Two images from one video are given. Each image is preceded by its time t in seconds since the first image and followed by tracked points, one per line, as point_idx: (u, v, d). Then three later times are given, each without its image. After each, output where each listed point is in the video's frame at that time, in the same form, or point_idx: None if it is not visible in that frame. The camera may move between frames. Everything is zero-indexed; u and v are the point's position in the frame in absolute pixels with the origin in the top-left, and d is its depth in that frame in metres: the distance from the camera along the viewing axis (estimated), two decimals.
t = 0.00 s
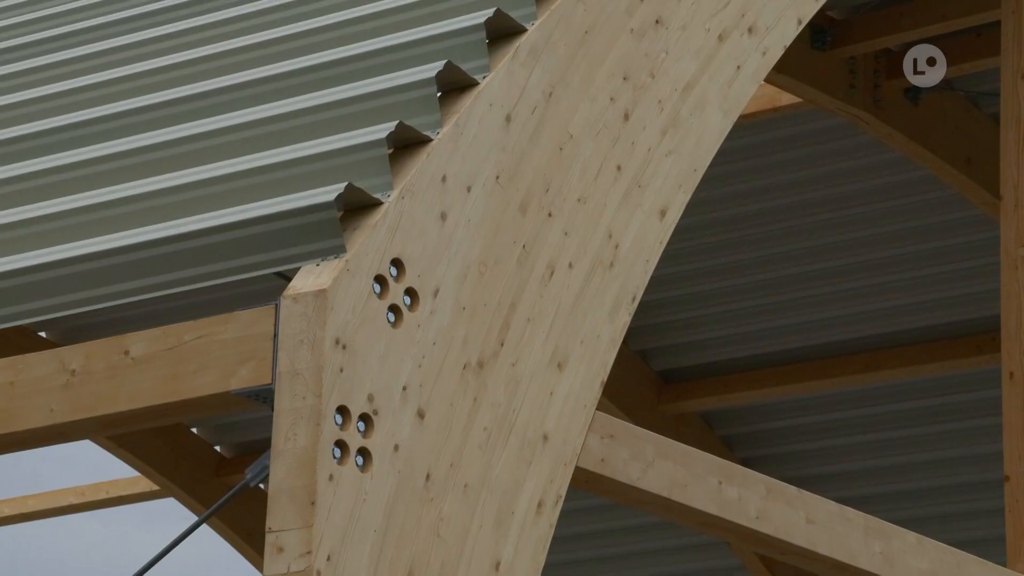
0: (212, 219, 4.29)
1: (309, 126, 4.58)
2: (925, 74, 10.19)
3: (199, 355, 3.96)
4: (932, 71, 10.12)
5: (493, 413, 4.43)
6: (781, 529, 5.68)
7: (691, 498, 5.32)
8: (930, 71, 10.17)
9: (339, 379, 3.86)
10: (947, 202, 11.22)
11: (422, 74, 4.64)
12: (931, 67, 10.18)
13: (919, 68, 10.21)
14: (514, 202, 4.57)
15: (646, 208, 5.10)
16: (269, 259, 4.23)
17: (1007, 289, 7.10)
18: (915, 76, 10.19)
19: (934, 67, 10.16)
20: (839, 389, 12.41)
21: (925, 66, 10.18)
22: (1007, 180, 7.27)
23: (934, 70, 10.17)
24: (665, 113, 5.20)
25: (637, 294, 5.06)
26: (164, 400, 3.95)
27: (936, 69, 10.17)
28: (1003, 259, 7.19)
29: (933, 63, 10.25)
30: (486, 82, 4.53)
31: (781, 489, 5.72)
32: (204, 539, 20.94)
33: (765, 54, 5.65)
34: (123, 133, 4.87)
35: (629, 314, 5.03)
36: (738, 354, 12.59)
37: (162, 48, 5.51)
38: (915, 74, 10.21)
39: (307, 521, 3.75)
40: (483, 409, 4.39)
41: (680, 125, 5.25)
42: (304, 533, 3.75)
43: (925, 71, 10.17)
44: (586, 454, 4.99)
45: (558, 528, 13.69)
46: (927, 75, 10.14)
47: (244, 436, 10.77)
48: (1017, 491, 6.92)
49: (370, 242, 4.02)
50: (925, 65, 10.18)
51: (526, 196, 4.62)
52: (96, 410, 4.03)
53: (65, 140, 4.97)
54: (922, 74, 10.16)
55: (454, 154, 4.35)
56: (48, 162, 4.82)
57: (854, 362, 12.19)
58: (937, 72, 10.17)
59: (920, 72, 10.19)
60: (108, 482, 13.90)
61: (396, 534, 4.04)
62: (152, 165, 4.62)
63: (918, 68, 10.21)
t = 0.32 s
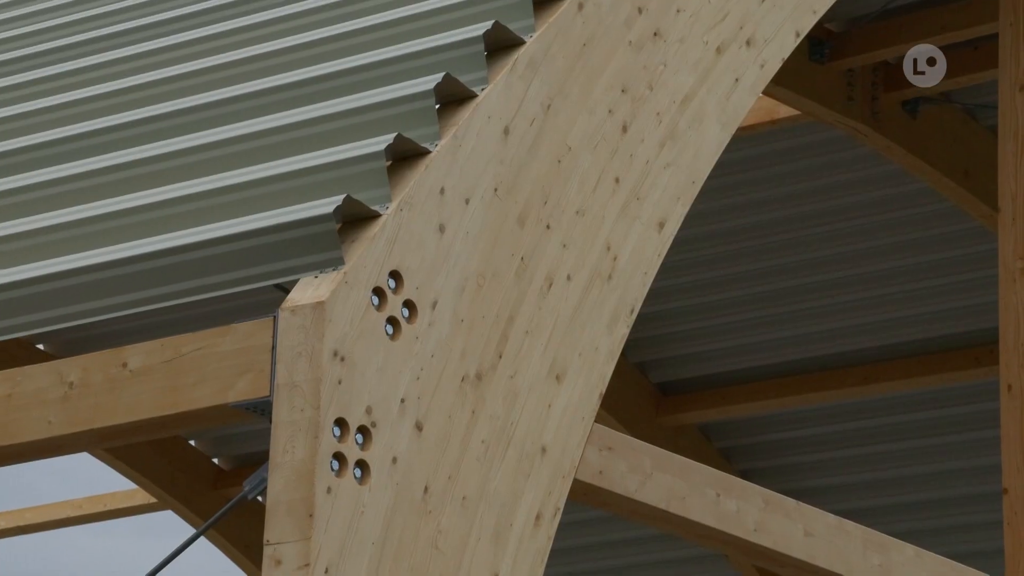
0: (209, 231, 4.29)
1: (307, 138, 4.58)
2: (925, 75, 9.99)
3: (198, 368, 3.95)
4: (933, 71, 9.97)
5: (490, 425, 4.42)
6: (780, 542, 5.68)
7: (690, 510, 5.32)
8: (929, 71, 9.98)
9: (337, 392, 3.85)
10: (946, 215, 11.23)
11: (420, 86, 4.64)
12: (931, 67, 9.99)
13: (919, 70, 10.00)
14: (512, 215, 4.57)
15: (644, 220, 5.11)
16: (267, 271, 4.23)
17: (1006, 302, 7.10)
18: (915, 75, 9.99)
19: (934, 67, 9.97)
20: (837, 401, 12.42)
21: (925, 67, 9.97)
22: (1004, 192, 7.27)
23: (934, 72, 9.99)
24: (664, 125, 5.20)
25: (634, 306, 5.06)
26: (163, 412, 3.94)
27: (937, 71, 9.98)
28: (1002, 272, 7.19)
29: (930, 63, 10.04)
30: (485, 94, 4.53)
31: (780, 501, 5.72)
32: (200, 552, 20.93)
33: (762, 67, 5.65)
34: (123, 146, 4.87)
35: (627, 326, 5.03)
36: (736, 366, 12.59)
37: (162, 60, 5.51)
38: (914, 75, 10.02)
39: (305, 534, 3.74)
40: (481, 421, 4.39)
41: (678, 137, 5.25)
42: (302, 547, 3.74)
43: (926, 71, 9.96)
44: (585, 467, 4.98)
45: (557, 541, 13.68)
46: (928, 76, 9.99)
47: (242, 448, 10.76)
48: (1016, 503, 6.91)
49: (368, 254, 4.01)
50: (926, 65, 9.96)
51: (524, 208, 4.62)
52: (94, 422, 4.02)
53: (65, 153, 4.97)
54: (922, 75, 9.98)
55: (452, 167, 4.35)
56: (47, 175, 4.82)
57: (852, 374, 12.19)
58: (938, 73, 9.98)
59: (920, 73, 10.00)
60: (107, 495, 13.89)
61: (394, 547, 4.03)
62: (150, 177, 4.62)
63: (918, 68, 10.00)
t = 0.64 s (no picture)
0: (208, 245, 4.29)
1: (306, 152, 4.58)
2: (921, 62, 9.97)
3: (197, 382, 3.95)
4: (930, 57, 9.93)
5: (488, 439, 4.42)
6: (777, 556, 5.69)
7: (687, 524, 5.32)
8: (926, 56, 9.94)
9: (335, 407, 3.85)
10: (944, 229, 11.25)
11: (418, 100, 4.64)
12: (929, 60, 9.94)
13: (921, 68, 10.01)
14: (510, 229, 4.57)
15: (641, 234, 5.10)
16: (266, 285, 4.23)
17: (1004, 316, 7.11)
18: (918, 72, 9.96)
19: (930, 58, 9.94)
20: (835, 415, 12.43)
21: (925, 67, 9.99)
22: (1002, 207, 7.28)
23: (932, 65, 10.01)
24: (661, 140, 5.20)
25: (632, 320, 5.06)
26: (162, 427, 3.94)
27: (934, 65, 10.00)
28: (1000, 286, 7.18)
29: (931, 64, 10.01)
30: (482, 108, 4.54)
31: (777, 516, 5.73)
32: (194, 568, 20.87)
33: (760, 82, 5.64)
34: (124, 159, 4.87)
35: (625, 341, 5.03)
36: (734, 380, 12.59)
37: (162, 74, 5.52)
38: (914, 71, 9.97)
39: (302, 549, 3.73)
40: (479, 435, 4.38)
41: (676, 151, 5.25)
42: (299, 562, 3.73)
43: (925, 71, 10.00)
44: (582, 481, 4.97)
45: (554, 556, 13.66)
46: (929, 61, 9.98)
47: (239, 463, 10.75)
48: (1013, 517, 6.91)
49: (365, 269, 4.01)
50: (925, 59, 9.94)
51: (522, 222, 4.62)
52: (92, 436, 4.02)
53: (65, 167, 4.97)
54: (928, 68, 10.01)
55: (450, 181, 4.35)
56: (46, 189, 4.82)
57: (850, 389, 12.20)
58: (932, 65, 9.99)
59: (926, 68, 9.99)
60: (104, 508, 13.86)
61: (392, 561, 4.02)
62: (148, 191, 4.62)
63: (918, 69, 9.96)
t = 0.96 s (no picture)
0: (206, 258, 4.28)
1: (302, 166, 4.58)
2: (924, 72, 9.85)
3: (194, 395, 3.95)
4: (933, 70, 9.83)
5: (486, 452, 4.41)
6: (775, 570, 5.69)
7: (686, 538, 5.32)
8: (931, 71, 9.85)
9: (333, 420, 3.84)
10: (941, 243, 11.26)
11: (416, 114, 4.65)
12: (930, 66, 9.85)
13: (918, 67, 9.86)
14: (508, 242, 4.57)
15: (639, 247, 5.11)
16: (261, 300, 4.22)
17: (1002, 329, 7.12)
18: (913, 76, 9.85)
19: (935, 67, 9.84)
20: (833, 429, 12.44)
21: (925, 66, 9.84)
22: (1000, 221, 7.28)
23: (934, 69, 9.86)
24: (659, 153, 5.20)
25: (631, 334, 5.06)
26: (160, 440, 3.94)
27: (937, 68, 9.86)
28: (998, 299, 7.19)
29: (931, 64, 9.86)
30: (480, 122, 4.55)
31: (775, 529, 5.73)
32: None
33: (758, 95, 5.65)
34: (124, 172, 4.87)
35: (623, 354, 5.02)
36: (732, 394, 12.59)
37: (160, 87, 5.53)
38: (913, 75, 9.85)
39: (300, 563, 3.72)
40: (477, 449, 4.38)
41: (674, 165, 5.25)
42: (298, 575, 3.72)
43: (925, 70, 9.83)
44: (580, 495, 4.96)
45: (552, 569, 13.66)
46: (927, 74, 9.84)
47: (237, 476, 10.75)
48: (1011, 531, 6.92)
49: (363, 282, 4.01)
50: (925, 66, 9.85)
51: (520, 235, 4.62)
52: (89, 450, 4.01)
53: (65, 179, 4.97)
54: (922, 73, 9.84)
55: (448, 194, 4.36)
56: (44, 203, 4.83)
57: (848, 403, 12.21)
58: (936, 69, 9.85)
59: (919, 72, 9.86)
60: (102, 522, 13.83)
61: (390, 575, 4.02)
62: (146, 205, 4.62)
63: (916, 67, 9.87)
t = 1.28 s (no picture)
0: (203, 270, 4.28)
1: (300, 178, 4.59)
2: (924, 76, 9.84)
3: (191, 408, 3.95)
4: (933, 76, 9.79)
5: (483, 464, 4.41)
6: None
7: (684, 551, 5.31)
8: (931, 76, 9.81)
9: (330, 432, 3.83)
10: (939, 255, 11.28)
11: (413, 126, 4.66)
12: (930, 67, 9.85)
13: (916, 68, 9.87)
14: (505, 254, 4.57)
15: (636, 260, 5.11)
16: (259, 311, 4.22)
17: (998, 342, 7.12)
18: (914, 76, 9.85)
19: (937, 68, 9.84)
20: (831, 441, 12.45)
21: (925, 66, 9.84)
22: (996, 233, 7.29)
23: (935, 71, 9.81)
24: (656, 165, 5.20)
25: (628, 346, 5.06)
26: (157, 453, 3.93)
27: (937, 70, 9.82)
28: (995, 312, 7.20)
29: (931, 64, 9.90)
30: (477, 134, 4.55)
31: (773, 541, 5.73)
32: None
33: (755, 107, 5.65)
34: (123, 184, 4.88)
35: (620, 367, 5.02)
36: (729, 406, 12.59)
37: (156, 100, 5.54)
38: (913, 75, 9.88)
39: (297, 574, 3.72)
40: (474, 461, 4.37)
41: (671, 177, 5.26)
42: None
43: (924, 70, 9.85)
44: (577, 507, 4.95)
45: None
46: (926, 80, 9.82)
47: (233, 489, 10.74)
48: (1009, 544, 6.90)
49: (360, 294, 4.01)
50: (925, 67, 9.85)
51: (517, 247, 4.62)
52: (85, 463, 4.01)
53: (63, 192, 4.98)
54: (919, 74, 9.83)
55: (445, 207, 4.35)
56: (42, 215, 4.83)
57: (845, 415, 12.24)
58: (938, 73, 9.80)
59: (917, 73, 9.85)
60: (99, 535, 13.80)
61: None
62: (143, 217, 4.62)
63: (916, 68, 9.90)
